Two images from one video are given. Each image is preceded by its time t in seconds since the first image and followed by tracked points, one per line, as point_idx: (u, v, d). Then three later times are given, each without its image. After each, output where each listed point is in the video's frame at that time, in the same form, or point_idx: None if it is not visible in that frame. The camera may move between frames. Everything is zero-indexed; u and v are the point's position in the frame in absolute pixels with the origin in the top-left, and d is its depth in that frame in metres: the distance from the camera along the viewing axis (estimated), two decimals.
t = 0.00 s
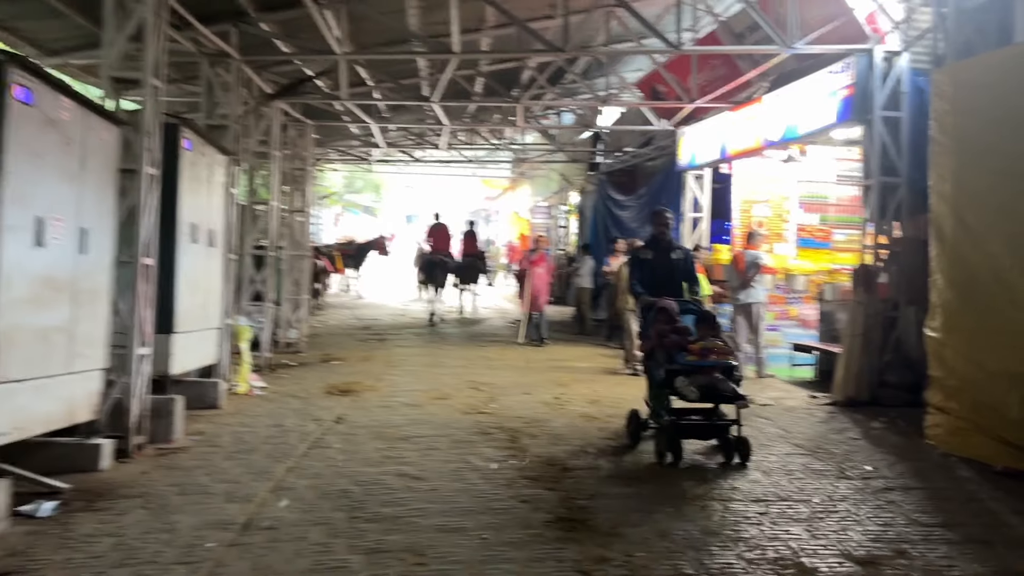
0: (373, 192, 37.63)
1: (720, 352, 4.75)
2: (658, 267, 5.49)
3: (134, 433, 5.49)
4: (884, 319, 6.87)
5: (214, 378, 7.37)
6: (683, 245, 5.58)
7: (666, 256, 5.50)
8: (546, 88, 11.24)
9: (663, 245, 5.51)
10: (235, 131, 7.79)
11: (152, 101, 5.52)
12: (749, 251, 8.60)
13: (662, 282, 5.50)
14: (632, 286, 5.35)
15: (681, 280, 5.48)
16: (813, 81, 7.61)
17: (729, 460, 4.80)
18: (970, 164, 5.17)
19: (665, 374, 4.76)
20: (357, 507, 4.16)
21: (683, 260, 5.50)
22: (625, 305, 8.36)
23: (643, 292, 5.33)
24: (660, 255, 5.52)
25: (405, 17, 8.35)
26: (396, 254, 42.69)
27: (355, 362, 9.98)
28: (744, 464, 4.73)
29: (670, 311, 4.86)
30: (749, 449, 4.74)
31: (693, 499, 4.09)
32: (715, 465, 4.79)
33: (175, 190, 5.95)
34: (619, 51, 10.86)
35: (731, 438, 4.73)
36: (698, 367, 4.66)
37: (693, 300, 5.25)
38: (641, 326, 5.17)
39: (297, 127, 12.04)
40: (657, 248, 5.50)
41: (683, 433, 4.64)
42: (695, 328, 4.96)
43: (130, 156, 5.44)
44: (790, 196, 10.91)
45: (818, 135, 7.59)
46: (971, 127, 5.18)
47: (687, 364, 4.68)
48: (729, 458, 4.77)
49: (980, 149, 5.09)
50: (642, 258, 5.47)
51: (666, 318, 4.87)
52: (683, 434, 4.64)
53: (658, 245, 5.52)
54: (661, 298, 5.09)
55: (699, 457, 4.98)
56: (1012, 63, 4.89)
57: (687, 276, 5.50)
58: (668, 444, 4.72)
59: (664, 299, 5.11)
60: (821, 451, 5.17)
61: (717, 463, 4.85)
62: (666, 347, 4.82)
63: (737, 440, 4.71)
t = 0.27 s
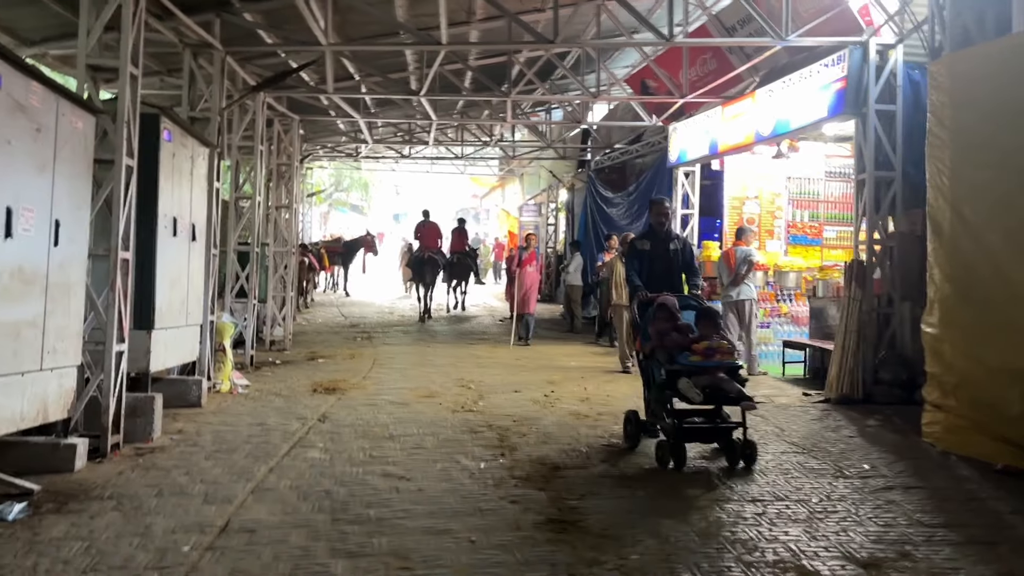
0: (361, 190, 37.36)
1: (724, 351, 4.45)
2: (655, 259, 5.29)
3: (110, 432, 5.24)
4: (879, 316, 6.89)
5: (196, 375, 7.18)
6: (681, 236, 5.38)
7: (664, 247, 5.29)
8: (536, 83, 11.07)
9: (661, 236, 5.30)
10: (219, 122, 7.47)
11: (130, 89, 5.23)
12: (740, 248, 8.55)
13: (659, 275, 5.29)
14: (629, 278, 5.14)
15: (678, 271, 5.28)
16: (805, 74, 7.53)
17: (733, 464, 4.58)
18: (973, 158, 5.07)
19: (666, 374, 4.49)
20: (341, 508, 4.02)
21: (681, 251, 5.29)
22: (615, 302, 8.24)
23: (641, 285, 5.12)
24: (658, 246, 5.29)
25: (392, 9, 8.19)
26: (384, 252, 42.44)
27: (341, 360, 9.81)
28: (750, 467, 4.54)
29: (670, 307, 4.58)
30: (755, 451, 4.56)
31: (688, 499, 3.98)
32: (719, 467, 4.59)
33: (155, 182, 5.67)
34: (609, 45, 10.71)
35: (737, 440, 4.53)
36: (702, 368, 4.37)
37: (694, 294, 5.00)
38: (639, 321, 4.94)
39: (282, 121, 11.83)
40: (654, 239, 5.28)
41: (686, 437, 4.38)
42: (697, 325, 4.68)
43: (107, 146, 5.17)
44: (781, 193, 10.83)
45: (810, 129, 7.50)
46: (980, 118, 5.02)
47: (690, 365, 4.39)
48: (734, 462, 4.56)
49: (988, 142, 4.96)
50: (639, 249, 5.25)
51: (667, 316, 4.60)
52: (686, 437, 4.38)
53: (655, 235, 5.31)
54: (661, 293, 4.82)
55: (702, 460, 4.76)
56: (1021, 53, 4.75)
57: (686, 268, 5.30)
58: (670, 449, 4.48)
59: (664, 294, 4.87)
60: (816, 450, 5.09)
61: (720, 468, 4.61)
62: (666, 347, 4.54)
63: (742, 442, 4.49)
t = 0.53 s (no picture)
0: (360, 194, 37.18)
1: (742, 364, 4.10)
2: (664, 264, 4.93)
3: (97, 442, 5.08)
4: (885, 322, 6.76)
5: (188, 383, 7.02)
6: (691, 239, 5.02)
7: (674, 251, 4.93)
8: (536, 85, 10.91)
9: (671, 240, 4.94)
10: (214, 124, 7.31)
11: (117, 88, 5.04)
12: (744, 253, 8.40)
13: (669, 281, 4.94)
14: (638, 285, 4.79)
15: (689, 277, 4.92)
16: (811, 76, 7.37)
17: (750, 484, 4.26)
18: (987, 159, 4.90)
19: (680, 388, 4.11)
20: (333, 525, 3.85)
21: (692, 256, 4.93)
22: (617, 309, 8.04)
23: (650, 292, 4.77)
24: (667, 250, 4.93)
25: (390, 10, 8.04)
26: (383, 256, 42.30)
27: (338, 367, 9.64)
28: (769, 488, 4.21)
29: (683, 315, 4.22)
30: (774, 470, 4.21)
31: (695, 517, 3.81)
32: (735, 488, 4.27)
33: (143, 184, 5.49)
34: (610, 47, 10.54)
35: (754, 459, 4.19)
36: (718, 382, 4.00)
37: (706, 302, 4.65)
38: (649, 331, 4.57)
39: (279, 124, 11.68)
40: (664, 243, 4.93)
41: (702, 457, 4.05)
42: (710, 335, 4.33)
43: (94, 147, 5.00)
44: (784, 197, 10.72)
45: (816, 131, 7.34)
46: (995, 120, 4.85)
47: (705, 379, 4.02)
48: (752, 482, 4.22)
49: (1002, 145, 4.80)
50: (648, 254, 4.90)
51: (679, 326, 4.20)
52: (701, 456, 4.04)
53: (664, 239, 4.96)
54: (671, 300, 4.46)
55: (716, 480, 4.43)
56: None
57: (697, 273, 4.94)
58: (683, 468, 4.12)
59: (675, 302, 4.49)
60: (825, 462, 4.93)
61: (737, 488, 4.29)
62: (679, 359, 4.16)
63: (761, 462, 4.15)
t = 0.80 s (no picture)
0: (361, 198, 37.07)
1: (767, 382, 3.79)
2: (682, 277, 4.61)
3: (87, 457, 4.93)
4: (895, 332, 6.60)
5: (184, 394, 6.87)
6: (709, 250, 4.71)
7: (691, 263, 4.62)
8: (539, 89, 10.77)
9: (688, 251, 4.65)
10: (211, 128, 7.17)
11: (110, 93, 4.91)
12: (750, 261, 8.24)
13: (686, 294, 4.61)
14: (653, 299, 4.48)
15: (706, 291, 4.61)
16: (819, 80, 7.25)
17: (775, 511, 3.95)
18: (1004, 166, 4.75)
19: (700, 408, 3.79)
20: (329, 546, 3.70)
21: (710, 268, 4.62)
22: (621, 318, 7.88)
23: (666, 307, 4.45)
24: (684, 263, 4.64)
25: (390, 13, 7.92)
26: (384, 260, 42.18)
27: (337, 375, 9.50)
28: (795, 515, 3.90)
29: (702, 329, 3.94)
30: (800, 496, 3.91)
31: (704, 539, 3.66)
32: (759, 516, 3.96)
33: (136, 191, 5.35)
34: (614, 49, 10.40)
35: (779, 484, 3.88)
36: (741, 402, 3.68)
37: (725, 316, 4.36)
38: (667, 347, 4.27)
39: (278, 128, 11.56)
40: (680, 256, 4.62)
41: (723, 482, 3.74)
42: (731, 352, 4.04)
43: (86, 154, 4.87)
44: (790, 203, 10.61)
45: (824, 136, 7.20)
46: (1012, 126, 4.71)
47: (727, 398, 3.69)
48: (776, 509, 3.93)
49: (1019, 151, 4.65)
50: (664, 267, 4.60)
51: (697, 340, 3.94)
52: (723, 481, 3.73)
53: (680, 250, 4.66)
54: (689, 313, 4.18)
55: (737, 507, 4.12)
56: None
57: (716, 286, 4.62)
58: (703, 494, 3.83)
59: (693, 315, 4.24)
60: (837, 478, 4.78)
61: (760, 516, 3.98)
62: (698, 377, 3.87)
63: (785, 486, 3.86)
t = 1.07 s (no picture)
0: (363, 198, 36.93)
1: (799, 390, 3.57)
2: (705, 277, 4.38)
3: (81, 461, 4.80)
4: (908, 333, 6.45)
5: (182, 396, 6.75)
6: (733, 249, 4.49)
7: (715, 263, 4.41)
8: (543, 87, 10.63)
9: (711, 250, 4.43)
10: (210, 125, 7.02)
11: (104, 87, 4.77)
12: (759, 261, 8.08)
13: (710, 295, 4.39)
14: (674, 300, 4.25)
15: (731, 292, 4.39)
16: (830, 76, 7.09)
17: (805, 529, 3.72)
18: None
19: (726, 417, 3.59)
20: (328, 556, 3.56)
21: (735, 269, 4.40)
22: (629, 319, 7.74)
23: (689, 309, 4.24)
24: (708, 263, 4.42)
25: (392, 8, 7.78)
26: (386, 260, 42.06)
27: (338, 376, 9.37)
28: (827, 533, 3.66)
29: (729, 333, 3.72)
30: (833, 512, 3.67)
31: (719, 551, 3.52)
32: (788, 533, 3.73)
33: (132, 188, 5.22)
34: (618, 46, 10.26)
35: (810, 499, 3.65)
36: (771, 411, 3.50)
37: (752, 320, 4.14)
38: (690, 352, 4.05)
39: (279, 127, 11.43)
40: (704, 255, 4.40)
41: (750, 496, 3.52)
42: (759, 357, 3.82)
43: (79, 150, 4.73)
44: (797, 202, 10.48)
45: (835, 134, 7.05)
46: None
47: (755, 407, 3.51)
48: (808, 526, 3.69)
49: None
50: (686, 266, 4.38)
51: (724, 344, 3.72)
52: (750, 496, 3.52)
53: (704, 250, 4.46)
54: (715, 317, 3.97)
55: (764, 524, 3.89)
56: None
57: (740, 288, 4.40)
58: (729, 509, 3.61)
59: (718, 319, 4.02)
60: (853, 484, 4.63)
61: (789, 533, 3.75)
62: (724, 384, 3.68)
63: (817, 502, 3.62)
